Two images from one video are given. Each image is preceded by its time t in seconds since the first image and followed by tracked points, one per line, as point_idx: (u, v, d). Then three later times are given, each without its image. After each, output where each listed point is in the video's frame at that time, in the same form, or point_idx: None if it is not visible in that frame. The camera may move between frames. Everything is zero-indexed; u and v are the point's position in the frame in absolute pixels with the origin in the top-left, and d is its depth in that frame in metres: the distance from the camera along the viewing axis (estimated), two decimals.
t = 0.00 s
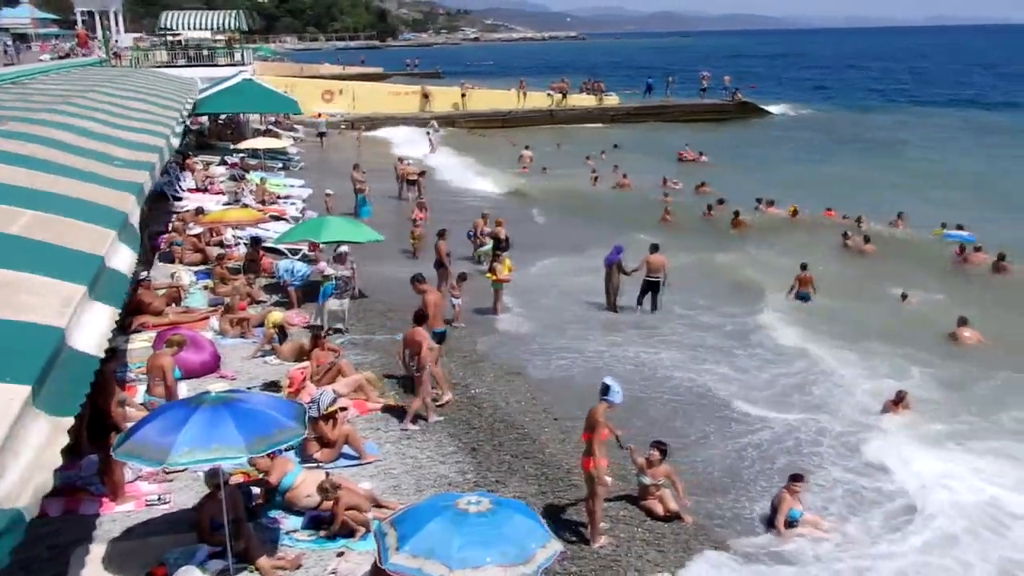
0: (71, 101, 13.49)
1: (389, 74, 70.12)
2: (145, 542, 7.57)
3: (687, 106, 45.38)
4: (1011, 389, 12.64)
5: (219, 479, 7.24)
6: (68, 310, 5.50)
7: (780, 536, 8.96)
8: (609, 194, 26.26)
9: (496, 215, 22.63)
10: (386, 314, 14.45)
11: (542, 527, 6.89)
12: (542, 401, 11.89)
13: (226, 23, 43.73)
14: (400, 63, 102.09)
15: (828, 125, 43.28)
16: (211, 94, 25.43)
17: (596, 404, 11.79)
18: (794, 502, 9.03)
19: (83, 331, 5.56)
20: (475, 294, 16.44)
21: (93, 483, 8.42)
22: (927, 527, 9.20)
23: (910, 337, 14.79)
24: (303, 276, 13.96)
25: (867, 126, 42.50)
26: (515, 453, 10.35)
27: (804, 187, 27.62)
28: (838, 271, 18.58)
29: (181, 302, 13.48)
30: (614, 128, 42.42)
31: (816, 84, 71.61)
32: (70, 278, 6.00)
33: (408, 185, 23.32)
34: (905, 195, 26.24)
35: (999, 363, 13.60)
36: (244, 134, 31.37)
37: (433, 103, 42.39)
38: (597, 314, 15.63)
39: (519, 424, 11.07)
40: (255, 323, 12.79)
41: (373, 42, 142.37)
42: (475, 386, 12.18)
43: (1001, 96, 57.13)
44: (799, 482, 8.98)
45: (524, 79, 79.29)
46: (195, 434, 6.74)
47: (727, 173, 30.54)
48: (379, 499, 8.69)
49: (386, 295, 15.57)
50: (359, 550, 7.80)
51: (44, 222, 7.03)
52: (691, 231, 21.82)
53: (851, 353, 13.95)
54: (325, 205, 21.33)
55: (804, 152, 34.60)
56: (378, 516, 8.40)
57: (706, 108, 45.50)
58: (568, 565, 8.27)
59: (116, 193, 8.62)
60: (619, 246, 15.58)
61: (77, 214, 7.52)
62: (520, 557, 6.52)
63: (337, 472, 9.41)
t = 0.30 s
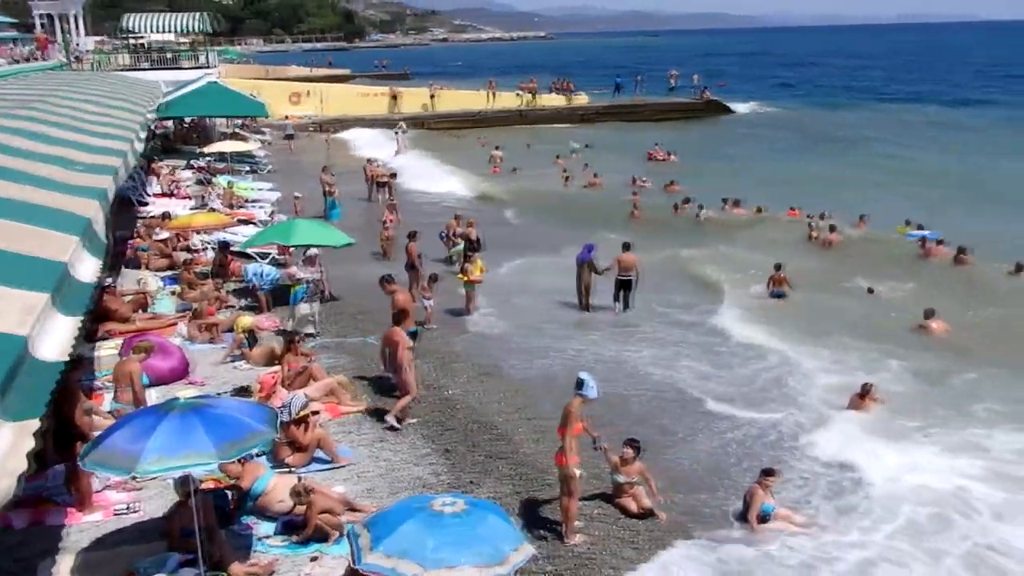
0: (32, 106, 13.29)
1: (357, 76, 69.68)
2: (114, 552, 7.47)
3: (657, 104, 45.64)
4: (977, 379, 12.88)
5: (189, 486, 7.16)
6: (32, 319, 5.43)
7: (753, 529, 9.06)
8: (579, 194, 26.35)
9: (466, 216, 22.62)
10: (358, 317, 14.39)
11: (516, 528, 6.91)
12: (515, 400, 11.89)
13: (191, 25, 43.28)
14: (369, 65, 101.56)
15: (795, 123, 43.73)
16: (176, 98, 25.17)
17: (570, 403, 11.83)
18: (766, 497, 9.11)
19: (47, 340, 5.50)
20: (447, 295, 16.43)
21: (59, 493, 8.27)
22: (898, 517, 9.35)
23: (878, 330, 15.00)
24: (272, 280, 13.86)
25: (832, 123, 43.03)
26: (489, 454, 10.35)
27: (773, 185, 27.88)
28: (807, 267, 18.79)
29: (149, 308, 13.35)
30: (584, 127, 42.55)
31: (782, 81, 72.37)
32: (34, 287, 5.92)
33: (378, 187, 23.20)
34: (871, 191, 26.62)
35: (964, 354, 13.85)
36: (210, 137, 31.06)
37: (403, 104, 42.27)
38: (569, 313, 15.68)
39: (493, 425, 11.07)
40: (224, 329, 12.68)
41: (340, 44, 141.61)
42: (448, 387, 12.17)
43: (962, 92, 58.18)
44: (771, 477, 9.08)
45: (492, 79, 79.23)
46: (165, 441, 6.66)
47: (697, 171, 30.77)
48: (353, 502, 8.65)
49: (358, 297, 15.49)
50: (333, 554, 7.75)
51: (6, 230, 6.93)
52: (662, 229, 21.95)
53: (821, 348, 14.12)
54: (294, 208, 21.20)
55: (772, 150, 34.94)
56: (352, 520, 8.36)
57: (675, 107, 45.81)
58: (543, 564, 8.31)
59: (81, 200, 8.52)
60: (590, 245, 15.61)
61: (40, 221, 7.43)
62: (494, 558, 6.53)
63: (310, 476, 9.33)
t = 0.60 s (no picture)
0: None
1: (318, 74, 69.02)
2: (68, 560, 7.33)
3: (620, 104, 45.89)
4: (933, 372, 13.14)
5: (147, 491, 7.08)
6: None
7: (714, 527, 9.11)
8: (543, 193, 26.39)
9: (429, 215, 22.53)
10: (320, 317, 14.27)
11: (481, 528, 6.89)
12: (478, 400, 11.87)
13: (147, 21, 42.57)
14: (331, 64, 100.71)
15: (755, 123, 44.25)
16: (132, 96, 24.74)
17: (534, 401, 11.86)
18: (728, 493, 9.16)
19: None
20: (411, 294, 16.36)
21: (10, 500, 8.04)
22: (859, 509, 9.51)
23: (839, 325, 15.22)
24: (232, 279, 13.75)
25: (791, 123, 43.63)
26: (453, 453, 10.31)
27: (734, 184, 28.18)
28: (768, 263, 19.03)
29: (104, 310, 13.10)
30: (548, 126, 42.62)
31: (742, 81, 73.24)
32: None
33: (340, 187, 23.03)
34: (830, 190, 27.06)
35: (920, 346, 14.15)
36: (168, 135, 30.57)
37: (365, 103, 42.00)
38: (533, 311, 15.71)
39: (457, 425, 11.04)
40: (182, 330, 12.49)
41: (301, 41, 140.21)
42: (411, 387, 12.11)
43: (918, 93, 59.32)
44: (731, 473, 9.12)
45: (455, 78, 79.01)
46: (120, 445, 6.54)
47: (660, 171, 30.99)
48: (314, 504, 8.57)
49: (319, 298, 15.35)
50: (294, 557, 7.67)
51: None
52: (625, 228, 22.06)
53: (782, 344, 14.30)
54: (254, 208, 20.96)
55: (733, 150, 35.29)
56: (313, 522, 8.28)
57: (638, 107, 46.11)
58: (507, 564, 8.29)
59: (32, 199, 8.31)
60: (553, 243, 15.65)
61: None
62: (458, 559, 6.51)
63: (271, 479, 9.24)
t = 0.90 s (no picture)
0: None
1: (275, 74, 68.29)
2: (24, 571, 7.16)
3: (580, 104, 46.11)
4: (891, 366, 13.40)
5: (105, 498, 6.91)
6: None
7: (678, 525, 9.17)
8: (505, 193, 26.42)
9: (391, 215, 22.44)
10: (282, 320, 14.12)
11: (445, 531, 6.89)
12: (443, 401, 11.82)
13: (100, 20, 41.79)
14: (290, 63, 99.74)
15: (714, 123, 44.76)
16: (85, 96, 24.26)
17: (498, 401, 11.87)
18: (692, 489, 9.24)
19: None
20: (373, 295, 16.27)
21: None
22: (821, 501, 9.65)
23: (798, 321, 15.45)
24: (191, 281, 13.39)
25: (749, 123, 44.22)
26: (418, 455, 10.25)
27: (695, 184, 28.49)
28: (729, 261, 19.24)
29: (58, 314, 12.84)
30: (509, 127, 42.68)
31: (700, 81, 74.07)
32: None
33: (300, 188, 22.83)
34: (787, 189, 27.47)
35: (877, 341, 14.43)
36: (122, 137, 30.04)
37: (324, 104, 41.69)
38: (497, 312, 15.71)
39: (421, 426, 10.99)
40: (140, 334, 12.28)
41: (259, 41, 138.65)
42: (375, 390, 12.03)
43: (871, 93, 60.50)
44: (696, 470, 9.19)
45: (415, 78, 78.75)
46: (75, 451, 6.40)
47: (621, 170, 31.21)
48: (277, 509, 8.45)
49: (280, 300, 15.19)
50: (258, 563, 7.55)
51: None
52: (587, 228, 22.16)
53: (743, 341, 14.48)
54: (213, 209, 20.69)
55: (693, 150, 35.67)
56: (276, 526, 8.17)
57: (598, 107, 46.38)
58: (475, 565, 8.26)
59: None
60: (516, 244, 15.68)
61: None
62: (424, 561, 6.49)
63: (232, 484, 9.11)
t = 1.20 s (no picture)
0: None
1: (248, 75, 67.77)
2: None
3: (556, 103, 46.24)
4: (866, 361, 13.53)
5: (77, 505, 6.82)
6: None
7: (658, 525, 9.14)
8: (481, 194, 26.41)
9: (367, 216, 22.34)
10: (257, 323, 14.02)
11: (425, 532, 6.86)
12: (420, 403, 11.78)
13: (68, 21, 41.29)
14: (264, 64, 99.05)
15: (689, 122, 45.02)
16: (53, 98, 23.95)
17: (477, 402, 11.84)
18: (669, 486, 9.31)
19: None
20: (349, 297, 16.17)
21: None
22: (801, 494, 9.70)
23: (775, 317, 15.55)
24: (162, 284, 13.30)
25: (723, 122, 44.48)
26: (396, 457, 10.21)
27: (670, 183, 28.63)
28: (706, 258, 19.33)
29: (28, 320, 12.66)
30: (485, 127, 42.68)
31: (674, 81, 74.41)
32: None
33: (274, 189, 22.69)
34: (762, 188, 27.64)
35: (852, 335, 14.56)
36: (92, 139, 29.68)
37: (298, 104, 41.46)
38: (474, 312, 15.68)
39: (399, 428, 10.95)
40: (113, 339, 12.15)
41: (231, 42, 137.57)
42: (351, 392, 11.97)
43: (844, 92, 61.18)
44: (673, 466, 9.29)
45: (389, 79, 78.46)
46: (47, 459, 6.30)
47: (596, 170, 31.34)
48: (254, 513, 8.38)
49: (256, 303, 15.06)
50: (234, 568, 7.45)
51: None
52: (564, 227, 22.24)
53: (720, 338, 14.55)
54: (185, 212, 20.50)
55: (668, 149, 35.83)
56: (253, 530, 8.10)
57: (574, 107, 46.53)
58: (454, 566, 8.24)
59: None
60: (493, 244, 15.68)
61: None
62: (403, 563, 6.46)
63: (208, 489, 9.02)
